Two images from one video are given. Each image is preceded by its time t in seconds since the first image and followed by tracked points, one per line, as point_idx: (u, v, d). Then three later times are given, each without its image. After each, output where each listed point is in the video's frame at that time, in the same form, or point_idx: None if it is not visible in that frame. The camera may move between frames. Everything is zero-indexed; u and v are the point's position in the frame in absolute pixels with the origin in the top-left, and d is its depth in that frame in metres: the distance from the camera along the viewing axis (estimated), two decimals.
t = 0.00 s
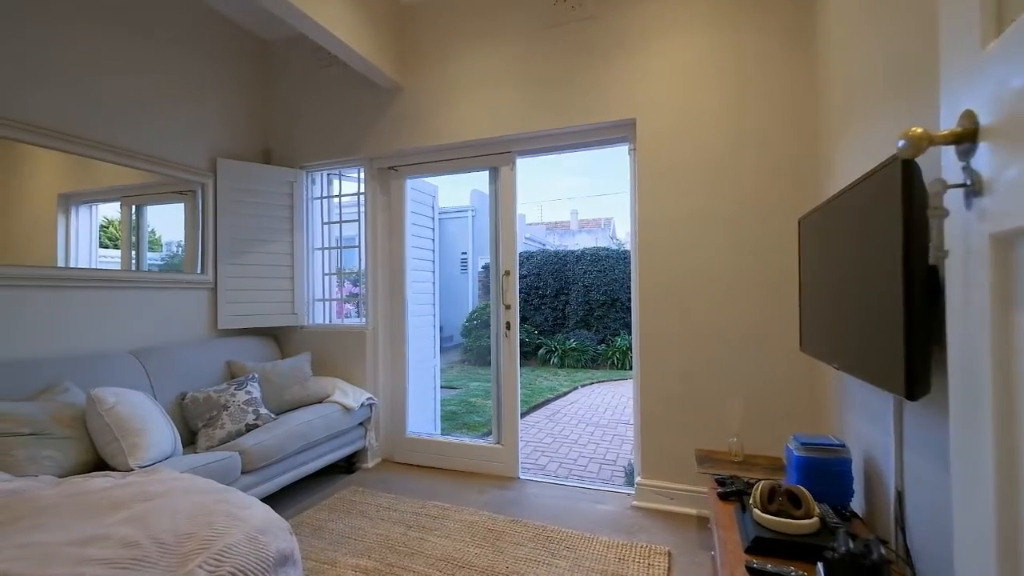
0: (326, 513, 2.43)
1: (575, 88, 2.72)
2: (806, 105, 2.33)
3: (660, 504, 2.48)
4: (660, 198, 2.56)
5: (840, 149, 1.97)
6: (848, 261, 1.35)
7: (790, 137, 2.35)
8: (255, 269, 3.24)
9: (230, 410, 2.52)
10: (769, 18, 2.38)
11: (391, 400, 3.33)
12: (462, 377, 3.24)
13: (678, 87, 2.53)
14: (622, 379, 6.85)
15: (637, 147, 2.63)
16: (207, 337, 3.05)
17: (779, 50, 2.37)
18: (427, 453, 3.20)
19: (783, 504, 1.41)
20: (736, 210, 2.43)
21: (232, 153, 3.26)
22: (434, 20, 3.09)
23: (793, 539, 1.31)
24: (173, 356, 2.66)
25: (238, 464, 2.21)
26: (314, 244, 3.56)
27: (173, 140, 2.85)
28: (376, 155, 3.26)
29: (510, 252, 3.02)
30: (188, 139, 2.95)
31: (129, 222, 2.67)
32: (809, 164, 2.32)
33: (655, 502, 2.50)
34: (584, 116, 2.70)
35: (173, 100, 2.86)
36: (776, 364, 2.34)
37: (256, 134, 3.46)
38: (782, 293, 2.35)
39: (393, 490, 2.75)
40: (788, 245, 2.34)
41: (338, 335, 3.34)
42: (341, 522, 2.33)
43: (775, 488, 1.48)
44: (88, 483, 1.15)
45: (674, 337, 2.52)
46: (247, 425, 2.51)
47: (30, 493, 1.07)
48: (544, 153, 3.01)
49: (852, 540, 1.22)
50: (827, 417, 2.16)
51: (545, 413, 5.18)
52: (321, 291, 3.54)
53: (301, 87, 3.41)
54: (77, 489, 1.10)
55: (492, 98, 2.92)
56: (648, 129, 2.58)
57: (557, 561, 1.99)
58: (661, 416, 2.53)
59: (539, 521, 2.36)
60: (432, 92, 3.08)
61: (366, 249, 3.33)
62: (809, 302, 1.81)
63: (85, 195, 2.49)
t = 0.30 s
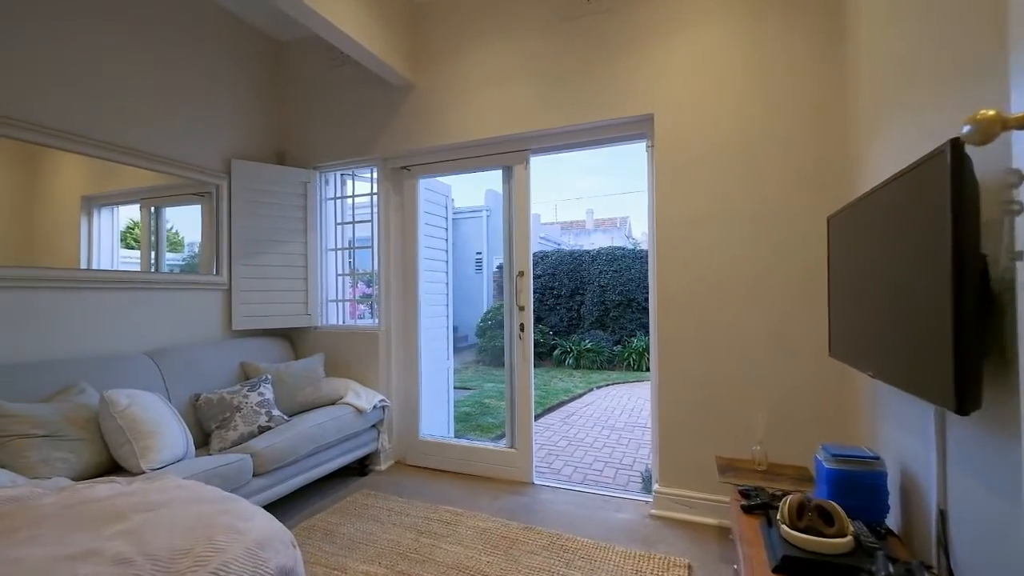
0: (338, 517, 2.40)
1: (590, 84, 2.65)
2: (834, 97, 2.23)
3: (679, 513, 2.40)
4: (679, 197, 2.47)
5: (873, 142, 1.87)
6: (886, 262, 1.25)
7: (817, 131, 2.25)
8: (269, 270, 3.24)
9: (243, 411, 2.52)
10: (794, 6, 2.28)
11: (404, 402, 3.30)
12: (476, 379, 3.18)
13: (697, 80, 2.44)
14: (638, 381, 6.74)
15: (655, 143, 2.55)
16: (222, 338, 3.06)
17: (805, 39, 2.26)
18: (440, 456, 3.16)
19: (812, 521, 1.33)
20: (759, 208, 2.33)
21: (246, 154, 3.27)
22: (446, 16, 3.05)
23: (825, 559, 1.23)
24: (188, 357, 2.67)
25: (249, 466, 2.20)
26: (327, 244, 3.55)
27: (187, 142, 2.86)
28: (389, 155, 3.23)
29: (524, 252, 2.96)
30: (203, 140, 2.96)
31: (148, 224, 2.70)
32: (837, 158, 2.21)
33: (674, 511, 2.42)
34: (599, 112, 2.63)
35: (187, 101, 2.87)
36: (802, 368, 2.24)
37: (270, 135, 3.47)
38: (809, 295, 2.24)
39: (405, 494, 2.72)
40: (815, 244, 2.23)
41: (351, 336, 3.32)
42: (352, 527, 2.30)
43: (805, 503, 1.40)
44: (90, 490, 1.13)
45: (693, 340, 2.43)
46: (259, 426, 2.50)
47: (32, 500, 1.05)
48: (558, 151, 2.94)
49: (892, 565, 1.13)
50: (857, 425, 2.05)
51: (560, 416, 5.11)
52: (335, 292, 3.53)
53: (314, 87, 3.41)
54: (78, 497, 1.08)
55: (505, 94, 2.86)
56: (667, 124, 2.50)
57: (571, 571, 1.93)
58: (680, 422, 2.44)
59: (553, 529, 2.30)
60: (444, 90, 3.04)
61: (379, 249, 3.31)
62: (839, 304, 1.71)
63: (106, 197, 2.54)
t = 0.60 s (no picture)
0: (350, 522, 2.37)
1: (608, 79, 2.57)
2: (869, 87, 2.10)
3: (700, 525, 2.30)
4: (701, 195, 2.37)
5: (912, 134, 1.75)
6: (935, 262, 1.15)
7: (850, 124, 2.13)
8: (283, 272, 3.24)
9: (256, 413, 2.51)
10: None
11: (418, 404, 3.27)
12: (492, 380, 3.13)
13: (721, 73, 2.34)
14: (656, 384, 6.60)
15: (675, 139, 2.45)
16: (237, 339, 3.06)
17: (836, 27, 2.15)
18: (454, 461, 3.11)
19: (850, 541, 1.24)
20: (786, 206, 2.22)
21: (261, 155, 3.27)
22: (460, 14, 3.00)
23: None
24: (203, 359, 2.67)
25: (262, 470, 2.17)
26: (342, 245, 3.54)
27: (203, 145, 2.87)
28: (403, 155, 3.20)
29: (540, 252, 2.89)
30: (219, 143, 2.97)
31: (169, 226, 2.74)
32: (873, 153, 2.09)
33: (694, 522, 2.32)
34: (617, 108, 2.54)
35: (203, 103, 2.87)
36: (833, 376, 2.12)
37: (285, 137, 3.46)
38: (841, 297, 2.12)
39: (418, 500, 2.67)
40: (846, 245, 2.12)
41: (365, 338, 3.30)
42: (364, 533, 2.27)
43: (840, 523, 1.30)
44: (93, 500, 1.09)
45: (717, 343, 2.33)
46: (273, 429, 2.49)
47: (34, 510, 1.03)
48: (575, 149, 2.86)
49: None
50: (893, 436, 1.93)
51: (576, 419, 5.02)
52: (349, 293, 3.51)
53: (329, 88, 3.40)
54: (80, 507, 1.05)
55: (520, 92, 2.80)
56: (688, 119, 2.40)
57: None
58: (702, 429, 2.35)
59: (569, 539, 2.22)
60: (459, 88, 2.98)
61: (393, 250, 3.28)
62: (876, 308, 1.61)
63: (129, 200, 2.57)
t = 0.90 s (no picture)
0: (364, 528, 2.34)
1: (627, 74, 2.48)
2: (909, 77, 1.97)
3: (725, 539, 2.20)
4: (726, 193, 2.27)
5: (958, 126, 1.62)
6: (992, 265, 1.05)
7: (888, 116, 2.00)
8: (300, 274, 3.23)
9: (272, 417, 2.49)
10: None
11: (433, 408, 3.23)
12: (509, 382, 3.07)
13: (747, 65, 2.23)
14: (676, 386, 6.45)
15: (699, 135, 2.35)
16: (254, 342, 3.07)
17: (872, 13, 2.02)
18: (470, 465, 3.06)
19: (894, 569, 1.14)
20: (818, 205, 2.10)
21: (278, 157, 3.27)
22: (476, 10, 2.94)
23: None
24: (220, 362, 2.68)
25: (276, 474, 2.16)
26: (358, 247, 3.52)
27: (219, 148, 2.88)
28: (418, 155, 3.17)
29: (557, 253, 2.81)
30: (235, 146, 2.97)
31: (191, 228, 2.78)
32: (914, 146, 1.96)
33: (719, 536, 2.22)
34: (637, 104, 2.45)
35: (219, 106, 2.88)
36: (870, 384, 2.00)
37: (301, 138, 3.46)
38: (877, 300, 2.00)
39: (433, 506, 2.63)
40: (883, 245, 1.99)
41: (380, 340, 3.27)
42: (378, 540, 2.23)
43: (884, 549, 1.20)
44: (98, 513, 1.07)
45: (743, 349, 2.23)
46: (288, 433, 2.47)
47: (36, 526, 1.00)
48: (593, 147, 2.78)
49: None
50: (936, 450, 1.81)
51: (594, 422, 4.93)
52: (365, 295, 3.49)
53: (345, 89, 3.38)
54: (83, 521, 1.02)
55: (537, 89, 2.73)
56: (713, 114, 2.29)
57: None
58: (728, 439, 2.24)
59: (587, 551, 2.15)
60: (474, 86, 2.93)
61: (408, 251, 3.24)
62: (919, 313, 1.49)
63: (153, 203, 2.61)
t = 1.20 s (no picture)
0: (379, 532, 2.31)
1: (648, 69, 2.41)
2: (952, 65, 1.85)
3: (752, 552, 2.11)
4: (752, 191, 2.17)
5: (1006, 118, 1.51)
6: None
7: (928, 107, 1.88)
8: (317, 275, 3.23)
9: (288, 419, 2.49)
10: None
11: (449, 410, 3.19)
12: (526, 383, 3.02)
13: (774, 57, 2.12)
14: (697, 389, 6.31)
15: (723, 131, 2.25)
16: (272, 343, 3.08)
17: None
18: (487, 469, 3.02)
19: None
20: (851, 202, 1.99)
21: (295, 159, 3.27)
22: (492, 8, 2.90)
23: None
24: (238, 363, 2.69)
25: (291, 477, 2.15)
26: (374, 248, 3.50)
27: (236, 150, 2.89)
28: (433, 155, 3.14)
29: (575, 254, 2.75)
30: (252, 148, 2.99)
31: (214, 230, 2.82)
32: (957, 139, 1.84)
33: (745, 549, 2.13)
34: (657, 100, 2.37)
35: (236, 109, 2.90)
36: (906, 392, 1.89)
37: (318, 140, 3.46)
38: (916, 303, 1.89)
39: (449, 510, 2.59)
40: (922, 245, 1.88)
41: (396, 342, 3.25)
42: (392, 545, 2.20)
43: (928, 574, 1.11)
44: (106, 522, 1.06)
45: (770, 354, 2.13)
46: (304, 435, 2.47)
47: (41, 535, 0.99)
48: (612, 145, 2.71)
49: None
50: (982, 463, 1.69)
51: (613, 425, 4.84)
52: (381, 296, 3.47)
53: (361, 90, 3.38)
54: (90, 530, 1.01)
55: (554, 86, 2.67)
56: (738, 109, 2.20)
57: None
58: (754, 448, 2.15)
59: (606, 560, 2.08)
60: (490, 85, 2.89)
61: (424, 251, 3.22)
62: (965, 319, 1.39)
63: (175, 205, 2.65)
